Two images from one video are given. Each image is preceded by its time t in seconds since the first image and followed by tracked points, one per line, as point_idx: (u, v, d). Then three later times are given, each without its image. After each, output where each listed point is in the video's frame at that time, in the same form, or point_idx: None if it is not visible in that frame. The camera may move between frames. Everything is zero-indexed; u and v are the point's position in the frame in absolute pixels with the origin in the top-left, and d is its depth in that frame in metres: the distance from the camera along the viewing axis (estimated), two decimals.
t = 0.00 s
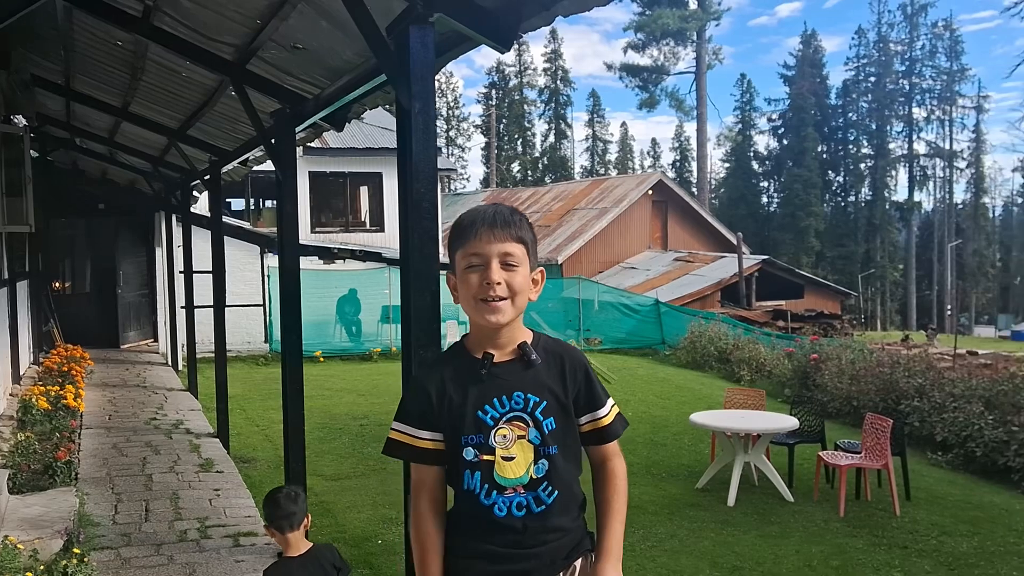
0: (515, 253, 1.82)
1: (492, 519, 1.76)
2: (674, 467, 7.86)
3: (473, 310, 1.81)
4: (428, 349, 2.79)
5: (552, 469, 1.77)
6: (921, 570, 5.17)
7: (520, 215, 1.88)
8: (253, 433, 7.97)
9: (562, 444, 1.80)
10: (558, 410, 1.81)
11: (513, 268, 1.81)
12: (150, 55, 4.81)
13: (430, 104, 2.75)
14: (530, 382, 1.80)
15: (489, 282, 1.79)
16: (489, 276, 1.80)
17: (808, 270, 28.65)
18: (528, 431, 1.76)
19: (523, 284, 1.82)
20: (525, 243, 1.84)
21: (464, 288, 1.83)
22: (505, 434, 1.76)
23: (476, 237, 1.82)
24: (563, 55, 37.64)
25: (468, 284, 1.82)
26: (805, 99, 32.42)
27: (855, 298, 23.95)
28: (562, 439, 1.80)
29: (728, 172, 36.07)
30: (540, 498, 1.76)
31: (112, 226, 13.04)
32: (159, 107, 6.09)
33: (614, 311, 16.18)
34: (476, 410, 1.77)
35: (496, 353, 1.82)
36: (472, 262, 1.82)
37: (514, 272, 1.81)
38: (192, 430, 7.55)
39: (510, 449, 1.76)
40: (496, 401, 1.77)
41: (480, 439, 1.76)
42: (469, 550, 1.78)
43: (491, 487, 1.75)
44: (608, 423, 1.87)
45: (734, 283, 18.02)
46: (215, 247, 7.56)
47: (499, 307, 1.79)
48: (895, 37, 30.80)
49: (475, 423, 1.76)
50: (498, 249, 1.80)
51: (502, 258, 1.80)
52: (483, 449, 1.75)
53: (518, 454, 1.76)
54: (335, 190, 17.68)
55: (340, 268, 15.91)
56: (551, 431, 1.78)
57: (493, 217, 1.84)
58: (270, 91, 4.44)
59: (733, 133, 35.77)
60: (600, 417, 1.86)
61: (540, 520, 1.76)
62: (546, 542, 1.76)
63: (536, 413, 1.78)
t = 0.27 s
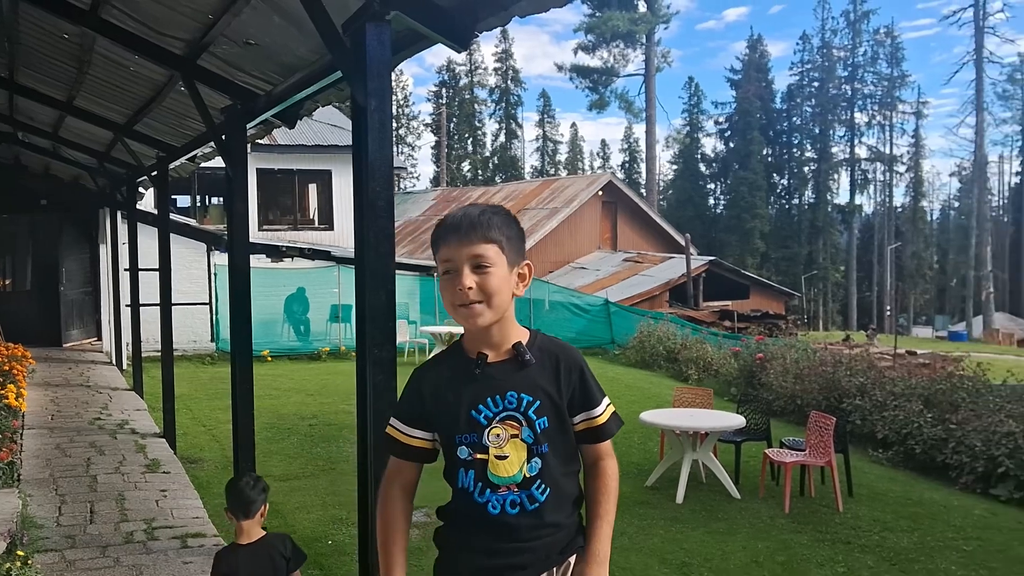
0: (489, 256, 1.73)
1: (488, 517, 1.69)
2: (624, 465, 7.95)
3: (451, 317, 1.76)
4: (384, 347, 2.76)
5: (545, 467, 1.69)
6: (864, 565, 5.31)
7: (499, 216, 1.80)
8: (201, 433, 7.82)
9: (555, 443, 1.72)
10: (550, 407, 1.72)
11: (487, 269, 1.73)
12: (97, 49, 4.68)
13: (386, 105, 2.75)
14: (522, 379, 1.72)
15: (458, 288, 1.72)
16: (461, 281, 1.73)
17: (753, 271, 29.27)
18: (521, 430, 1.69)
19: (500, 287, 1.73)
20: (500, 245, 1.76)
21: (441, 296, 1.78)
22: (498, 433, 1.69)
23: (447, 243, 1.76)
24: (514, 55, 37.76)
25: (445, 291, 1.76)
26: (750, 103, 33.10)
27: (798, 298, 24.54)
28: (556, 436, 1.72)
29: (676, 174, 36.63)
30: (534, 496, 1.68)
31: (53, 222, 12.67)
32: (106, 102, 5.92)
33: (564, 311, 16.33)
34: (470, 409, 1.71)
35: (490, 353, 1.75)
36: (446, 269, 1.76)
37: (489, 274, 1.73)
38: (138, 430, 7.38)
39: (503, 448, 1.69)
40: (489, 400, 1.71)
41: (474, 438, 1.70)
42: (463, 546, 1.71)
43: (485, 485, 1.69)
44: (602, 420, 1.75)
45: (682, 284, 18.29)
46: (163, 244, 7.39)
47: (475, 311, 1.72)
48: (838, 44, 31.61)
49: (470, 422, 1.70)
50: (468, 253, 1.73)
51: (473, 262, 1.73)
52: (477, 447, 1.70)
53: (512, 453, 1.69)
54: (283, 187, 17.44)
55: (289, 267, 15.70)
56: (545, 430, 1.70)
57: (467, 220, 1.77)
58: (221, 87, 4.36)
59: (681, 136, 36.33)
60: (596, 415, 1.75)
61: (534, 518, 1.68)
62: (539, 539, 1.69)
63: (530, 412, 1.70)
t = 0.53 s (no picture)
0: (453, 255, 1.67)
1: (444, 510, 1.65)
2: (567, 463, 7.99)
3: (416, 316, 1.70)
4: (326, 347, 2.71)
5: (503, 466, 1.65)
6: (800, 559, 5.44)
7: (466, 214, 1.74)
8: (137, 432, 7.60)
9: (517, 441, 1.67)
10: (516, 405, 1.68)
11: (451, 268, 1.66)
12: (30, 40, 4.50)
13: (330, 101, 2.70)
14: (488, 376, 1.67)
15: (421, 287, 1.66)
16: (423, 280, 1.67)
17: (693, 270, 29.76)
18: (482, 427, 1.65)
19: (465, 286, 1.66)
20: (465, 244, 1.69)
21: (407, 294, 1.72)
22: (460, 428, 1.64)
23: (411, 241, 1.70)
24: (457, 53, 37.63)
25: (410, 290, 1.70)
26: (691, 105, 33.61)
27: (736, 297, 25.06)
28: (519, 434, 1.68)
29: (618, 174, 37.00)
30: (489, 493, 1.64)
31: None
32: (39, 93, 5.70)
33: (508, 310, 16.39)
34: (434, 401, 1.67)
35: (459, 348, 1.70)
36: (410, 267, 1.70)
37: (453, 272, 1.67)
38: (72, 430, 7.13)
39: (463, 442, 1.64)
40: (453, 395, 1.66)
41: (434, 430, 1.66)
42: (415, 536, 1.67)
43: (442, 477, 1.65)
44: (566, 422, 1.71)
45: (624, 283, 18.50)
46: (98, 241, 7.15)
47: (439, 310, 1.66)
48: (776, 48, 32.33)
49: (431, 415, 1.66)
50: (432, 251, 1.67)
51: (437, 261, 1.67)
52: (437, 440, 1.65)
53: (471, 448, 1.64)
54: (223, 183, 17.06)
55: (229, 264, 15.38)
56: (506, 428, 1.66)
57: (432, 219, 1.71)
58: (160, 81, 4.24)
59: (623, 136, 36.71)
60: (559, 416, 1.71)
61: (488, 514, 1.64)
62: (494, 533, 1.64)
63: (493, 410, 1.65)
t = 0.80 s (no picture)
0: (408, 249, 1.67)
1: (373, 506, 1.63)
2: (523, 460, 8.04)
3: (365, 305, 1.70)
4: (281, 343, 2.70)
5: (436, 465, 1.63)
6: (752, 553, 5.55)
7: (426, 210, 1.74)
8: (87, 431, 7.43)
9: (453, 441, 1.65)
10: (453, 406, 1.65)
11: (404, 261, 1.67)
12: None
13: (285, 95, 2.69)
14: (428, 374, 1.65)
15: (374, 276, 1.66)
16: (376, 271, 1.67)
17: (650, 269, 30.06)
18: (417, 424, 1.62)
19: (416, 281, 1.66)
20: (422, 239, 1.69)
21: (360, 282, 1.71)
22: (395, 424, 1.62)
23: (371, 229, 1.70)
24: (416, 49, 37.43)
25: (362, 279, 1.70)
26: (648, 105, 33.93)
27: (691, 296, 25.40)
28: (455, 435, 1.65)
29: (576, 172, 37.19)
30: (419, 492, 1.61)
31: None
32: None
33: (466, 308, 16.31)
34: (371, 395, 1.65)
35: (403, 343, 1.68)
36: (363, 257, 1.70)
37: (407, 266, 1.66)
38: (20, 428, 6.95)
39: (397, 439, 1.62)
40: (389, 390, 1.64)
41: (369, 425, 1.64)
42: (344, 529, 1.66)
43: (373, 473, 1.64)
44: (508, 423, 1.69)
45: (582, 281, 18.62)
46: (48, 237, 6.99)
47: (386, 302, 1.65)
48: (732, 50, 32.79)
49: (368, 409, 1.64)
50: (388, 243, 1.67)
51: (392, 252, 1.67)
52: (371, 435, 1.64)
53: (405, 446, 1.62)
54: (176, 178, 16.77)
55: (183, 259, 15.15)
56: (441, 428, 1.64)
57: (393, 210, 1.71)
58: (114, 74, 4.18)
59: (581, 135, 36.91)
60: (502, 419, 1.68)
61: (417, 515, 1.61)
62: (423, 534, 1.62)
63: (430, 408, 1.63)
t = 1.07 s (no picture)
0: (346, 252, 1.57)
1: (272, 508, 1.53)
2: (480, 457, 8.06)
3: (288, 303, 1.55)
4: (232, 340, 2.68)
5: (337, 467, 1.52)
6: (704, 548, 5.67)
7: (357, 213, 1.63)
8: (34, 429, 7.24)
9: (358, 444, 1.53)
10: (358, 406, 1.53)
11: (341, 266, 1.56)
12: None
13: (238, 89, 2.68)
14: (335, 374, 1.54)
15: (311, 276, 1.53)
16: (312, 270, 1.54)
17: (607, 267, 30.32)
18: (318, 424, 1.51)
19: (348, 286, 1.57)
20: (358, 242, 1.59)
21: (285, 278, 1.56)
22: (295, 424, 1.52)
23: (309, 223, 1.56)
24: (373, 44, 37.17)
25: (290, 274, 1.55)
26: (606, 104, 34.23)
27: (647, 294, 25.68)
28: (360, 437, 1.53)
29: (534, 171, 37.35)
30: (319, 495, 1.51)
31: None
32: None
33: (422, 305, 16.30)
34: (273, 393, 1.54)
35: (308, 343, 1.57)
36: (298, 252, 1.55)
37: (342, 270, 1.56)
38: None
39: (298, 439, 1.52)
40: (293, 388, 1.54)
41: (270, 424, 1.54)
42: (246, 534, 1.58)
43: (274, 473, 1.53)
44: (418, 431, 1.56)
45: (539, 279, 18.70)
46: None
47: (318, 305, 1.53)
48: (688, 51, 33.23)
49: (269, 407, 1.54)
50: (329, 243, 1.55)
51: (331, 254, 1.56)
52: (272, 434, 1.53)
53: (305, 446, 1.52)
54: (128, 172, 16.45)
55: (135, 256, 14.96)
56: (344, 429, 1.52)
57: (331, 206, 1.59)
58: (66, 66, 4.11)
59: (540, 134, 37.07)
60: (412, 420, 1.56)
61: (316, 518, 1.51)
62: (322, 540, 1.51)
63: (331, 409, 1.52)
